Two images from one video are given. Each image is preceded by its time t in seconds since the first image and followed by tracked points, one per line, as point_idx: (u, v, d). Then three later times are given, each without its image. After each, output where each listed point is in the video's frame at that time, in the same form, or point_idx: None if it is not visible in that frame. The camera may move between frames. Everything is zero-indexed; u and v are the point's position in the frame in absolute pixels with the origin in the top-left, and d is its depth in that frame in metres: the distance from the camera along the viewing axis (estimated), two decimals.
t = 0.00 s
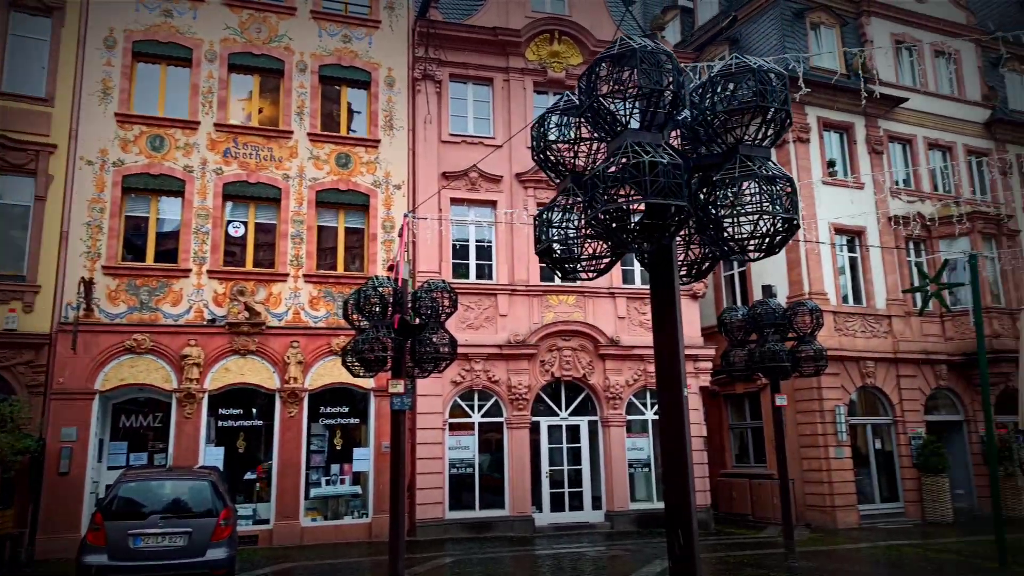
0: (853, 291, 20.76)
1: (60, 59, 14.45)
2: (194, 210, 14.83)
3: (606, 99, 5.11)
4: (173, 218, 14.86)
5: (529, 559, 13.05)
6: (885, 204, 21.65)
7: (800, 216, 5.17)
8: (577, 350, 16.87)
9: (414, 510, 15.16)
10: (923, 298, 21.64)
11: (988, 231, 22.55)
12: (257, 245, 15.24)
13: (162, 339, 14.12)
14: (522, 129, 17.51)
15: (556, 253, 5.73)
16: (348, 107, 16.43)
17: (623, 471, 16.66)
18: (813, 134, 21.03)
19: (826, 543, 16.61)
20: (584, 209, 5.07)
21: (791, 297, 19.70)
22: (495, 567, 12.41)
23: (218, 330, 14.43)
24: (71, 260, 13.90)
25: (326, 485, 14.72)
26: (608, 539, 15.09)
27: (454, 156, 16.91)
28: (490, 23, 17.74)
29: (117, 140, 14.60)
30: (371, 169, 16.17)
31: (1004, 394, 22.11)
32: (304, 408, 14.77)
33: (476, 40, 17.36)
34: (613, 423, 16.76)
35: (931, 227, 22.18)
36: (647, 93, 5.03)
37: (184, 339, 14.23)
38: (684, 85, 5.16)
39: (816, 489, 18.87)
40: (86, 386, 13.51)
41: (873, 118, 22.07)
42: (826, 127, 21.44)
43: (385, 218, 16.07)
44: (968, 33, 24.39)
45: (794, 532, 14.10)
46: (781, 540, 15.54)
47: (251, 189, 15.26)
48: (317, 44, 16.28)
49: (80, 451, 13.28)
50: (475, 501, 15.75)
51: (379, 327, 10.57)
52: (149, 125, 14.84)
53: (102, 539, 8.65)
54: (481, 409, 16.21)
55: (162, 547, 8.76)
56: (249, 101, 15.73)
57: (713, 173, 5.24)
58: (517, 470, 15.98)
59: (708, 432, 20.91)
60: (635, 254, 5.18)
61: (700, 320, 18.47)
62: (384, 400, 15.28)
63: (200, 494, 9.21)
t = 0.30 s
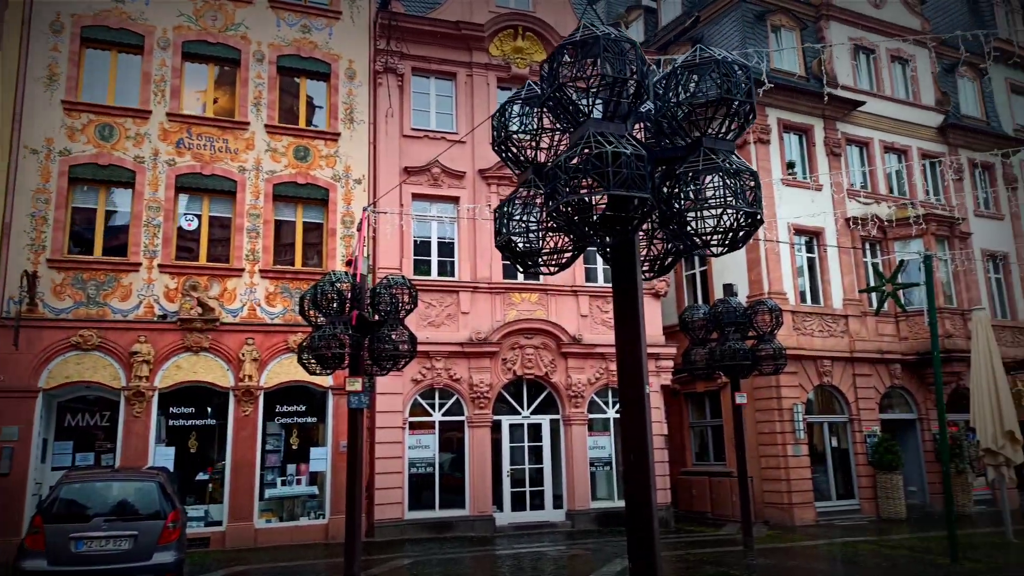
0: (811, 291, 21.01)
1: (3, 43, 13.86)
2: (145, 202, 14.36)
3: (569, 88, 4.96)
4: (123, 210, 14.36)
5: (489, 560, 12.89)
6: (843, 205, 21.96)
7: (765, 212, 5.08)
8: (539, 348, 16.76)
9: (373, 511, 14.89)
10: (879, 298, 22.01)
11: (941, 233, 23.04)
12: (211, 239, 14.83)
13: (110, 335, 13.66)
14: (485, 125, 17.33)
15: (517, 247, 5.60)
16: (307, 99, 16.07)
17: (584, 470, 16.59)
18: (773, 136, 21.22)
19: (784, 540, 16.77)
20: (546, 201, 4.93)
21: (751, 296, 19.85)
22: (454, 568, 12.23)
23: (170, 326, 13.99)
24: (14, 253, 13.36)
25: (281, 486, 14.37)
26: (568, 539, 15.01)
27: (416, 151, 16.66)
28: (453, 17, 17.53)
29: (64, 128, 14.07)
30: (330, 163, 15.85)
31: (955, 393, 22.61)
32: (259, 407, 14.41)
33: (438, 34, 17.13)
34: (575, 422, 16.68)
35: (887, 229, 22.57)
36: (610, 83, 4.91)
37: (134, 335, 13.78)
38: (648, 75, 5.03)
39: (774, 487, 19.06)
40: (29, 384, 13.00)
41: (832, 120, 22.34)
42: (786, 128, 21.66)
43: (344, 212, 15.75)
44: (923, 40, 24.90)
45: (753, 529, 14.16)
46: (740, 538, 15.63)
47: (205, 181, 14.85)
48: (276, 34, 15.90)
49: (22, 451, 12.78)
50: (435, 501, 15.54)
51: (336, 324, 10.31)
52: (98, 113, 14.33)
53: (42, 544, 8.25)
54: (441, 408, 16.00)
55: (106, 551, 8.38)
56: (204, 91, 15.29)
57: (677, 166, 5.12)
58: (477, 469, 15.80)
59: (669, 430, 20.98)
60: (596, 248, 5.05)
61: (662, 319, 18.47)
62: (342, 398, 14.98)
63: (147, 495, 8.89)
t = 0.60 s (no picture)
0: (772, 293, 21.19)
1: None
2: (95, 194, 13.87)
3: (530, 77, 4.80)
4: (71, 202, 13.85)
5: (448, 563, 12.67)
6: (804, 209, 22.19)
7: (730, 210, 4.98)
8: (501, 348, 16.60)
9: (329, 513, 14.58)
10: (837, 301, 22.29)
11: (898, 238, 23.44)
12: (165, 233, 14.38)
13: (56, 332, 13.16)
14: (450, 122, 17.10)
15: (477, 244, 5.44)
16: (266, 91, 15.68)
17: (546, 471, 16.47)
18: (736, 139, 21.35)
19: (743, 541, 16.84)
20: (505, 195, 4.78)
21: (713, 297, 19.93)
22: (411, 571, 11.99)
23: (119, 323, 13.52)
24: None
25: (235, 488, 13.98)
26: (528, 541, 14.87)
27: (378, 146, 16.37)
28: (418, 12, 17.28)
29: (8, 116, 13.52)
30: (289, 157, 15.48)
31: (910, 395, 23.00)
32: (213, 407, 14.01)
33: (403, 28, 16.87)
34: (537, 423, 16.55)
35: (846, 233, 22.88)
36: (573, 74, 4.76)
37: (80, 332, 13.30)
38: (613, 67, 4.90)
39: (733, 487, 19.17)
40: None
41: (794, 124, 22.56)
42: (749, 132, 21.81)
43: (304, 208, 15.39)
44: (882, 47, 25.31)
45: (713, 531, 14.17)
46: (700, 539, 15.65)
47: (159, 174, 14.39)
48: (234, 24, 15.47)
49: None
50: (394, 503, 15.28)
51: (291, 322, 10.00)
52: (46, 101, 13.80)
53: None
54: (402, 408, 15.74)
55: (45, 557, 8.04)
56: (159, 81, 14.82)
57: (642, 162, 4.99)
58: (438, 470, 15.56)
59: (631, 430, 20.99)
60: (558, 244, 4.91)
61: (625, 319, 18.41)
62: (299, 398, 14.65)
63: (91, 498, 8.47)
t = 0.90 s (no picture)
0: (732, 296, 21.35)
1: None
2: (41, 184, 13.35)
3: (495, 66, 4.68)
4: (16, 192, 13.31)
5: (406, 566, 12.44)
6: (764, 213, 22.43)
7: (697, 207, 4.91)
8: (463, 349, 16.41)
9: (284, 516, 14.24)
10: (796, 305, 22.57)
11: (855, 243, 23.85)
12: (116, 227, 13.91)
13: None
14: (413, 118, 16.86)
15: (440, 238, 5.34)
16: (224, 82, 15.27)
17: (506, 473, 16.33)
18: (699, 143, 21.48)
19: (701, 543, 16.90)
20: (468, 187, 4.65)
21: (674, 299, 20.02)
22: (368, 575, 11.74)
23: (65, 319, 13.03)
24: None
25: (186, 490, 13.57)
26: (488, 543, 14.72)
27: (340, 142, 16.07)
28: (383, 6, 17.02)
29: None
30: (247, 151, 15.11)
31: (865, 398, 23.39)
32: (163, 407, 13.59)
33: (367, 22, 16.59)
34: (498, 424, 16.42)
35: (805, 238, 23.18)
36: (540, 64, 4.65)
37: (24, 328, 12.78)
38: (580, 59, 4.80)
39: (693, 489, 19.26)
40: None
41: (755, 130, 22.80)
42: (712, 136, 21.97)
43: (262, 203, 15.03)
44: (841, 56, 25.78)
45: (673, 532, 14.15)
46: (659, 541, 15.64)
47: (110, 165, 13.92)
48: (192, 12, 15.04)
49: None
50: (352, 505, 14.98)
51: (246, 319, 9.74)
52: None
53: None
54: (360, 409, 15.46)
55: None
56: (111, 69, 14.32)
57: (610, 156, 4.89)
58: (397, 472, 15.31)
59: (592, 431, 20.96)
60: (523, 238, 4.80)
61: (587, 320, 18.35)
62: (254, 398, 14.30)
63: (30, 501, 8.09)
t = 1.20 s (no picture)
0: (686, 297, 21.48)
1: None
2: None
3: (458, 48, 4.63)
4: None
5: (355, 568, 12.15)
6: (719, 216, 22.63)
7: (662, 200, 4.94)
8: (417, 347, 16.14)
9: (229, 518, 13.77)
10: (748, 307, 22.82)
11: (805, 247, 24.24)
12: (54, 216, 13.30)
13: None
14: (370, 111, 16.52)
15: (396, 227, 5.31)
16: (172, 69, 14.73)
17: (460, 473, 16.13)
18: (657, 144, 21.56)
19: (653, 542, 16.94)
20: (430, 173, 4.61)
21: (630, 300, 20.05)
22: None
23: None
24: None
25: (125, 491, 13.03)
26: (439, 544, 14.49)
27: (293, 133, 15.65)
28: None
29: None
30: (196, 140, 14.59)
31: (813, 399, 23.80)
32: (102, 404, 13.04)
33: (324, 12, 16.20)
34: (452, 423, 16.21)
35: (758, 241, 23.46)
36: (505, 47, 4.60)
37: None
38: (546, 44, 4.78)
39: (645, 489, 19.33)
40: None
41: (711, 133, 23.01)
42: (669, 138, 22.09)
43: (210, 195, 14.54)
44: (793, 63, 26.26)
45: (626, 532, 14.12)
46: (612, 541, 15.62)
47: (49, 151, 13.31)
48: None
49: None
50: (300, 507, 14.59)
51: (190, 312, 9.28)
52: None
53: None
54: (311, 407, 15.06)
55: None
56: (51, 51, 13.66)
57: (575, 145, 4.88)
58: (347, 473, 14.98)
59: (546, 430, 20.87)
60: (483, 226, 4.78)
61: (543, 319, 18.22)
62: (198, 395, 13.83)
63: None
